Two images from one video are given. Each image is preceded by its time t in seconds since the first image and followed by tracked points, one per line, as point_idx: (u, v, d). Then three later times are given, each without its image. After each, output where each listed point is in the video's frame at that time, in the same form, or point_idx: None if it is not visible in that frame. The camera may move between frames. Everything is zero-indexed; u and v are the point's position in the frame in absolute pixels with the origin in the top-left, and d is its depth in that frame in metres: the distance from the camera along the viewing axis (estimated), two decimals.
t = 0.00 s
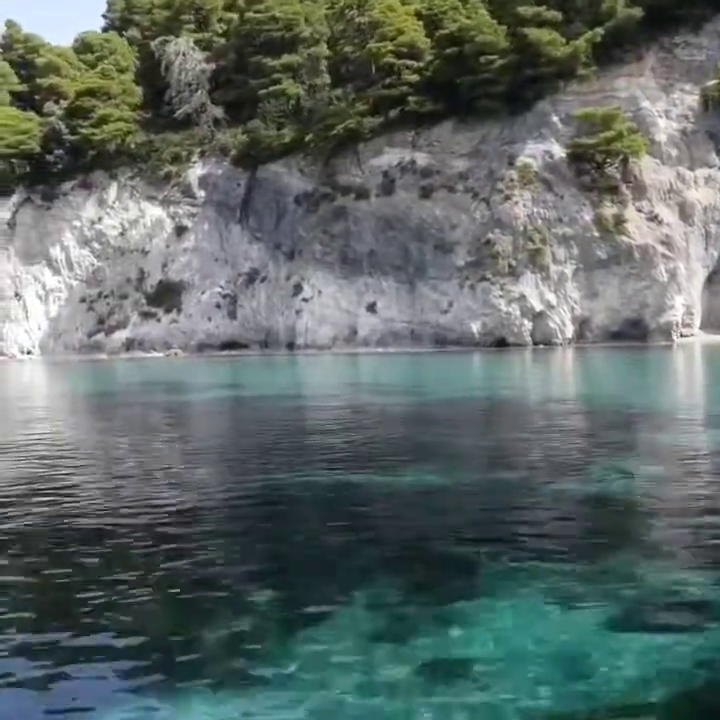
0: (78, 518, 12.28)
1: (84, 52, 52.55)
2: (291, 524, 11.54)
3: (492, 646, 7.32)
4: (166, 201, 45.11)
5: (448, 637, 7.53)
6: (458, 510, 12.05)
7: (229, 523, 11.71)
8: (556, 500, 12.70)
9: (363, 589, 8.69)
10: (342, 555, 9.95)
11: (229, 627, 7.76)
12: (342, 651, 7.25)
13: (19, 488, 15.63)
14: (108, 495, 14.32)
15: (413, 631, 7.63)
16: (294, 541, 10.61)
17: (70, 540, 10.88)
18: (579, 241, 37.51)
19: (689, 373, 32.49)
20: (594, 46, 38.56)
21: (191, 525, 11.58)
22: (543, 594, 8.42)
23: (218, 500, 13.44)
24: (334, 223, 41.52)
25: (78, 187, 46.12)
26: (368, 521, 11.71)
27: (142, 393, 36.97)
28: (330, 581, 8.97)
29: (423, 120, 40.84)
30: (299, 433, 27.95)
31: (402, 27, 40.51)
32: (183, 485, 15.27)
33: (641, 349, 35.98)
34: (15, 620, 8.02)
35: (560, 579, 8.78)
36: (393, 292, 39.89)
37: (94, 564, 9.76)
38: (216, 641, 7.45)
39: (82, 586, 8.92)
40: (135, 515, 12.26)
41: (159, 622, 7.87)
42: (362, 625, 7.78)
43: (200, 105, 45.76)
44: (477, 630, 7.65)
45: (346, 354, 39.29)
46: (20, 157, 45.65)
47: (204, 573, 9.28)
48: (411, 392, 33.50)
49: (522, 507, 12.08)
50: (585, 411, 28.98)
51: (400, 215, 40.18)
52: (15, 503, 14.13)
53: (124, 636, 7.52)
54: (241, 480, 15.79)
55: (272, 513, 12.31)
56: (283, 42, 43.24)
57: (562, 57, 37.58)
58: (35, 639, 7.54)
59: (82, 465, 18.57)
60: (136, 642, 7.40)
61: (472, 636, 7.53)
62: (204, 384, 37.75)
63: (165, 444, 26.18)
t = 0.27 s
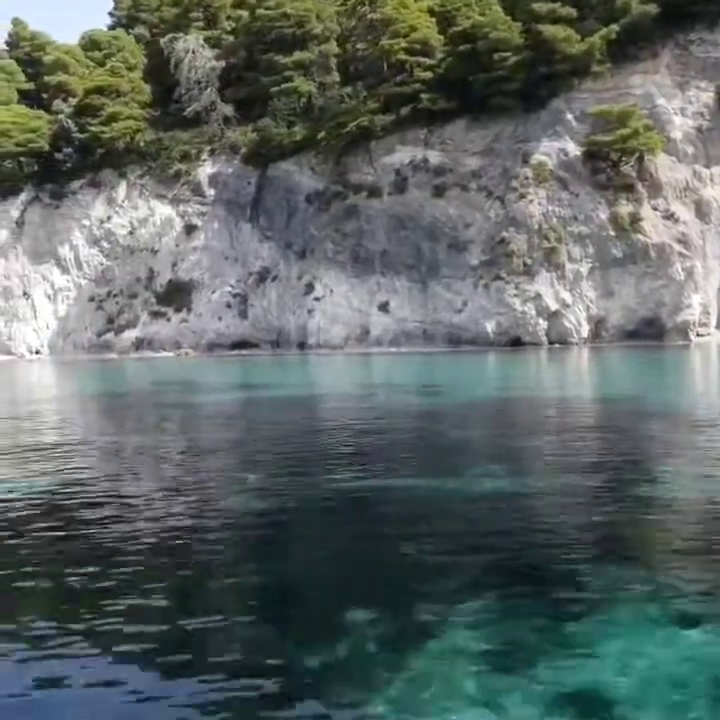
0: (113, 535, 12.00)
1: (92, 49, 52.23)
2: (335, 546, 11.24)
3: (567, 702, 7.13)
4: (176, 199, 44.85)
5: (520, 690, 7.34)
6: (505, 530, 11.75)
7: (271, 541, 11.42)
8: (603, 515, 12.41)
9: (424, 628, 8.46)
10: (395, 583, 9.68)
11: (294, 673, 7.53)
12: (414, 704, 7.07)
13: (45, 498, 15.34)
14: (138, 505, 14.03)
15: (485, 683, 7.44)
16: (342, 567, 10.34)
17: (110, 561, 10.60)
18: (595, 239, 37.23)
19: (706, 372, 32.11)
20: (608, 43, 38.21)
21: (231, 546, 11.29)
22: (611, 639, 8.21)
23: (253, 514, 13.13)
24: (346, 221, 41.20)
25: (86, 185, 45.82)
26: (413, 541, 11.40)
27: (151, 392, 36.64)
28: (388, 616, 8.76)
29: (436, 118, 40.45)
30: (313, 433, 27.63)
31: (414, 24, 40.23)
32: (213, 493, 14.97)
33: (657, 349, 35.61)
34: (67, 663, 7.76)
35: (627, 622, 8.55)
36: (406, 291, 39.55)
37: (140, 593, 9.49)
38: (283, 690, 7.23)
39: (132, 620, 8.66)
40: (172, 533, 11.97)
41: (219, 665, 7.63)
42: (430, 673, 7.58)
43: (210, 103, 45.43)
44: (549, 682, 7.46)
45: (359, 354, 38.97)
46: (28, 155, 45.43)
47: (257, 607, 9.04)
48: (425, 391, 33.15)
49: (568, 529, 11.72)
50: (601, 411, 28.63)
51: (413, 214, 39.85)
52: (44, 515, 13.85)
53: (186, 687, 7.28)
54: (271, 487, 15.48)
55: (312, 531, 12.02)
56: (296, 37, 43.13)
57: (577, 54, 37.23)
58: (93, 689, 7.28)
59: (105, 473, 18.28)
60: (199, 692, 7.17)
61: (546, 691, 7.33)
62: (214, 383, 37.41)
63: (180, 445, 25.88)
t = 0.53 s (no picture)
0: (139, 521, 11.74)
1: (98, 49, 51.96)
2: (367, 530, 10.90)
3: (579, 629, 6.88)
4: (184, 198, 44.69)
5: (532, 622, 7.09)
6: (542, 516, 11.43)
7: (301, 529, 11.12)
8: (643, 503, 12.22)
9: (443, 585, 8.21)
10: (428, 559, 9.40)
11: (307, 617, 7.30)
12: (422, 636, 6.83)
13: (64, 491, 15.04)
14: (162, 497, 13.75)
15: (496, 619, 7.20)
16: (369, 547, 10.05)
17: (137, 544, 10.32)
18: (608, 237, 36.99)
19: None
20: (622, 41, 37.92)
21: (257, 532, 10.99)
22: (630, 587, 7.94)
23: (280, 504, 12.85)
24: (356, 220, 40.96)
25: (94, 184, 45.57)
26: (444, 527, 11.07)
27: (159, 393, 36.30)
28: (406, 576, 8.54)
29: (447, 115, 40.18)
30: (324, 433, 27.33)
31: (426, 20, 40.07)
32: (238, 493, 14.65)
33: (671, 347, 34.91)
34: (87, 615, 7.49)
35: (654, 573, 8.28)
36: (417, 290, 39.23)
37: (167, 563, 9.22)
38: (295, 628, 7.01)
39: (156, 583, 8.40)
40: (201, 519, 11.70)
41: (238, 616, 7.37)
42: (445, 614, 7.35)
43: (219, 101, 45.22)
44: (564, 617, 7.20)
45: (370, 354, 38.67)
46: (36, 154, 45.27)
47: (276, 570, 8.80)
48: (435, 391, 32.83)
49: (611, 514, 11.53)
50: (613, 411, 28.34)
51: (424, 212, 39.61)
52: (65, 503, 13.56)
53: (200, 630, 7.04)
54: (296, 487, 15.19)
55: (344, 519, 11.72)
56: (307, 35, 43.19)
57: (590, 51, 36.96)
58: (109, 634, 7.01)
59: (121, 469, 17.96)
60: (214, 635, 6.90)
61: (556, 621, 7.08)
62: (222, 384, 37.08)
63: (192, 444, 25.54)
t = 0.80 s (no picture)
0: (176, 521, 11.45)
1: (106, 45, 51.67)
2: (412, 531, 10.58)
3: (608, 649, 6.68)
4: (193, 196, 44.39)
5: (559, 639, 6.90)
6: (591, 517, 11.11)
7: (343, 529, 10.85)
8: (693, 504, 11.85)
9: (469, 595, 8.01)
10: (474, 560, 9.17)
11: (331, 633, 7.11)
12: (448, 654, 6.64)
13: (91, 489, 14.76)
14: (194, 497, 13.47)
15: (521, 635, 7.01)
16: (409, 547, 9.80)
17: (178, 544, 10.05)
18: (624, 236, 36.71)
19: None
20: (637, 37, 37.56)
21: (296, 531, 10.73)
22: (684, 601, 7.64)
23: (316, 504, 12.56)
24: (368, 218, 40.65)
25: (102, 181, 45.24)
26: (488, 528, 10.78)
27: (170, 393, 35.92)
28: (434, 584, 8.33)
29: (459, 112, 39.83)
30: (336, 433, 27.01)
31: (438, 17, 39.92)
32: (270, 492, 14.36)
33: (686, 344, 34.64)
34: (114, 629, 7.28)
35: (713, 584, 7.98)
36: (429, 288, 38.92)
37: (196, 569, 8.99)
38: (318, 648, 6.81)
39: (182, 594, 8.20)
40: (239, 520, 11.40)
41: (264, 631, 7.17)
42: (471, 629, 7.15)
43: (228, 99, 44.94)
44: (593, 632, 7.00)
45: (382, 352, 38.37)
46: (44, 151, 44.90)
47: (300, 579, 8.60)
48: (447, 391, 32.49)
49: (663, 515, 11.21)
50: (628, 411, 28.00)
51: (437, 210, 39.32)
52: (95, 502, 13.26)
53: (224, 647, 6.83)
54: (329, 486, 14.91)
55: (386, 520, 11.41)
56: (319, 30, 42.98)
57: (605, 47, 36.58)
58: (134, 652, 6.78)
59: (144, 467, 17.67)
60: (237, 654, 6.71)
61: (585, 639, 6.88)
62: (231, 383, 36.72)
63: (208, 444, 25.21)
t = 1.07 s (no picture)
0: (212, 522, 11.17)
1: (113, 43, 51.46)
2: (457, 530, 10.27)
3: (625, 643, 6.47)
4: (203, 194, 44.11)
5: (576, 635, 6.67)
6: (641, 519, 10.84)
7: (383, 529, 10.55)
8: None
9: (487, 594, 7.77)
10: (511, 560, 8.87)
11: (342, 632, 6.89)
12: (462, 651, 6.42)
13: (117, 488, 14.46)
14: (226, 496, 13.17)
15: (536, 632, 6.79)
16: (436, 546, 9.53)
17: (220, 545, 9.75)
18: (639, 234, 36.44)
19: None
20: (652, 33, 37.30)
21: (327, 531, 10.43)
22: None
23: (351, 505, 12.25)
24: (380, 216, 40.38)
25: (111, 180, 44.96)
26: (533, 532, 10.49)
27: (180, 393, 35.58)
28: (451, 583, 8.11)
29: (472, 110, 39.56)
30: (349, 433, 26.72)
31: (452, 14, 40.02)
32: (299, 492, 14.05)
33: (703, 344, 34.40)
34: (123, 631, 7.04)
35: None
36: (442, 287, 38.61)
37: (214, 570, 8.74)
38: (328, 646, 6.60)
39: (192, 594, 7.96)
40: (279, 522, 11.13)
41: (279, 631, 6.93)
42: (486, 626, 6.93)
43: (238, 96, 44.74)
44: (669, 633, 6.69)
45: (394, 351, 38.08)
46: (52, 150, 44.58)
47: (313, 579, 8.36)
48: (459, 391, 32.15)
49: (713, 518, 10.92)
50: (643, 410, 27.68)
51: (450, 208, 39.05)
52: (124, 502, 12.95)
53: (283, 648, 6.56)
54: (359, 486, 14.60)
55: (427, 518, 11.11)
56: (331, 27, 43.04)
57: (620, 44, 36.30)
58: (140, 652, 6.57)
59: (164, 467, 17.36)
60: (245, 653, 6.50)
61: (602, 634, 6.67)
62: (241, 383, 36.36)
63: (222, 445, 24.89)
